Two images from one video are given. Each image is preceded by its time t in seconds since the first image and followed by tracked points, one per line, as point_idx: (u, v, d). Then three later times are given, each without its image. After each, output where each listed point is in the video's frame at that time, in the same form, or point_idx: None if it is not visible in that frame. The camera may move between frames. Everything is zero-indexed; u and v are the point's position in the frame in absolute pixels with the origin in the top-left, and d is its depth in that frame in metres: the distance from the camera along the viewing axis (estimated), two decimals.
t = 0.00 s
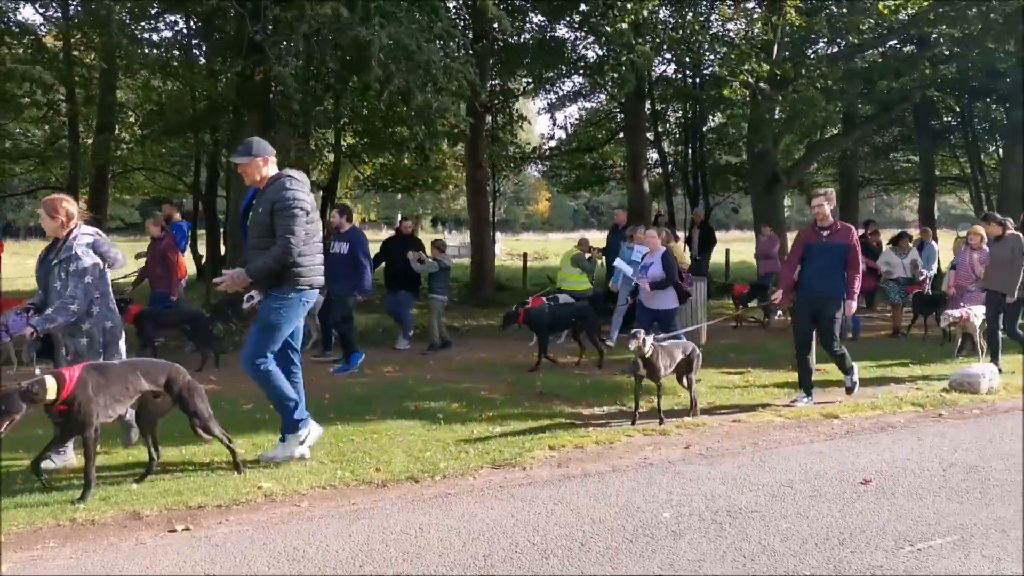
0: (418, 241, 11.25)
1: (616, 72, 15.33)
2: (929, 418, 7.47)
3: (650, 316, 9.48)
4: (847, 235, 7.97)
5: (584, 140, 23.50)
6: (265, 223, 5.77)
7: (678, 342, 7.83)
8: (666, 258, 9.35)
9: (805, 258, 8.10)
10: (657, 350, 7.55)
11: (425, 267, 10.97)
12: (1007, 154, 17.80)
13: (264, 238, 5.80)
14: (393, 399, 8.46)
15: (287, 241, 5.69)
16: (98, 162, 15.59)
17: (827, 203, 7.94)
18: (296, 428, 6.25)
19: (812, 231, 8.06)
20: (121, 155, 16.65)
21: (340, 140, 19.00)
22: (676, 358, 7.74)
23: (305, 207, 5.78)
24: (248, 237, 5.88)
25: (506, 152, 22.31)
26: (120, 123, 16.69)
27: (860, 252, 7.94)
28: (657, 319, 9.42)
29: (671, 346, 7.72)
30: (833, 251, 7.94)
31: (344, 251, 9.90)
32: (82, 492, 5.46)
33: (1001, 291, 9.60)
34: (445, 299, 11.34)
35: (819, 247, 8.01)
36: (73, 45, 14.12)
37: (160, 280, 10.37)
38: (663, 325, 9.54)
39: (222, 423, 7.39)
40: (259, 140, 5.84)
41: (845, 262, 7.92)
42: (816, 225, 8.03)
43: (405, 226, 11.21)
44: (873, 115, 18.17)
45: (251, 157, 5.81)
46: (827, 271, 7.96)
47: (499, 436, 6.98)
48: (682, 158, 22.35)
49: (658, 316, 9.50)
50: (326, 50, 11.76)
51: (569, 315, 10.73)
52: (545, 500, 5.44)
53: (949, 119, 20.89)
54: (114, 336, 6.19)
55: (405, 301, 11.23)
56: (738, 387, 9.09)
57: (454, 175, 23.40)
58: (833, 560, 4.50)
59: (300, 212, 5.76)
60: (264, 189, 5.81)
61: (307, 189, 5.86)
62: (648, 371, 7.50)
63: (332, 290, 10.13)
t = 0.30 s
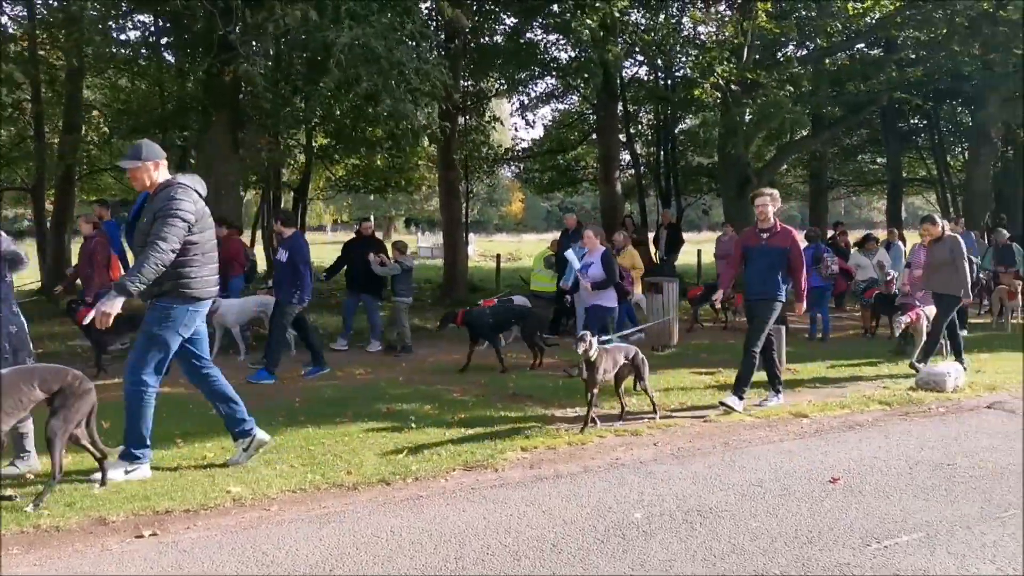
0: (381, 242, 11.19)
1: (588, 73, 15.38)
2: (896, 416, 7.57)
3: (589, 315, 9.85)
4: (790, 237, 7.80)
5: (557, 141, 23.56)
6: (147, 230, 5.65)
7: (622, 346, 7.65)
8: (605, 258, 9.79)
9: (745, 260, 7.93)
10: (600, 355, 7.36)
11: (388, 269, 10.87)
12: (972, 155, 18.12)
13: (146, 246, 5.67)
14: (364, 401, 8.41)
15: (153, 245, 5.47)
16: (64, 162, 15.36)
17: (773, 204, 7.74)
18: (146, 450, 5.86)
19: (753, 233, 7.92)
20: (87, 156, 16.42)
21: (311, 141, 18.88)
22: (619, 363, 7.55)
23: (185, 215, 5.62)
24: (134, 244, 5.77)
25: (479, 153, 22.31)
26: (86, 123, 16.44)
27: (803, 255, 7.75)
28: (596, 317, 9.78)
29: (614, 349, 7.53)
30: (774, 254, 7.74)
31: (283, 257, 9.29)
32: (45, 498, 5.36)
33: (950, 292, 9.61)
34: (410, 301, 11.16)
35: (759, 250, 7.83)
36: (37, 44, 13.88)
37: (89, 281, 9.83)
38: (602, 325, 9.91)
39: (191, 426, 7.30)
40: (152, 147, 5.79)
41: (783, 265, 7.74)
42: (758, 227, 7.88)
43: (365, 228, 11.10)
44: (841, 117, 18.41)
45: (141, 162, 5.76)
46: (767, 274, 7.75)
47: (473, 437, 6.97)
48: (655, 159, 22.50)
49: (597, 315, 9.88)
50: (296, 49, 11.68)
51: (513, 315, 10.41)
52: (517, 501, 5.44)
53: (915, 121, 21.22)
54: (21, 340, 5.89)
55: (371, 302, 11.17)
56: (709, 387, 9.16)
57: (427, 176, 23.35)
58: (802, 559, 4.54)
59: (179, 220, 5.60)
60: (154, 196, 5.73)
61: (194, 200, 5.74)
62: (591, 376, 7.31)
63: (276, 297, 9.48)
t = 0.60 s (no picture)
0: (339, 244, 11.07)
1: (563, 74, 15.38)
2: (867, 415, 7.65)
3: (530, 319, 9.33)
4: (735, 236, 7.53)
5: (533, 141, 23.58)
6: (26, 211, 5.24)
7: (572, 347, 7.53)
8: (546, 259, 9.22)
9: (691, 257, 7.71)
10: (551, 356, 7.19)
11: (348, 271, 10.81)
12: (942, 157, 18.37)
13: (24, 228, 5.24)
14: (337, 403, 8.36)
15: (25, 222, 5.02)
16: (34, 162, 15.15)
17: (721, 201, 7.50)
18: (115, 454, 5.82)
19: (699, 230, 7.68)
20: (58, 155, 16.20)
21: (286, 141, 18.75)
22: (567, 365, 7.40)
23: (65, 198, 5.23)
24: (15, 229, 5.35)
25: (455, 154, 22.28)
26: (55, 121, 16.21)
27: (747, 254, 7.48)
28: (537, 322, 9.27)
29: (564, 350, 7.41)
30: (717, 251, 7.52)
31: (228, 256, 9.30)
32: (12, 503, 5.27)
33: (891, 294, 9.71)
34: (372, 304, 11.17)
35: (704, 246, 7.61)
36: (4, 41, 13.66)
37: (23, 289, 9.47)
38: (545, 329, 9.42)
39: (163, 429, 7.21)
40: (42, 129, 5.50)
41: (728, 262, 7.48)
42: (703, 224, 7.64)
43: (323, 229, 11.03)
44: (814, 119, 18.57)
45: (30, 145, 5.45)
46: (708, 270, 7.50)
47: (450, 439, 6.94)
48: (631, 160, 22.58)
49: (539, 321, 9.37)
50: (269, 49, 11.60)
51: (458, 318, 10.37)
52: (492, 503, 5.43)
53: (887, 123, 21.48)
54: None
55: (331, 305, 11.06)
56: (683, 387, 9.21)
57: (404, 176, 23.28)
58: (774, 557, 4.57)
59: (58, 202, 5.20)
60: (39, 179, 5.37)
61: (78, 184, 5.35)
62: (541, 379, 7.14)
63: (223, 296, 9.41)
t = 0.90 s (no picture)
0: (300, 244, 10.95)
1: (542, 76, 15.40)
2: (844, 415, 7.71)
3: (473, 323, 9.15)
4: (683, 238, 7.36)
5: (513, 142, 23.59)
6: None
7: (520, 354, 7.16)
8: (486, 263, 9.02)
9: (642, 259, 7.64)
10: (496, 367, 6.82)
11: (310, 274, 10.72)
12: (917, 159, 18.56)
13: None
14: (315, 405, 8.30)
15: None
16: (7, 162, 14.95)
17: (669, 203, 7.30)
18: (53, 440, 5.66)
19: (649, 232, 7.56)
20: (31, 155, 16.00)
21: (264, 141, 18.63)
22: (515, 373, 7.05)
23: None
24: None
25: (435, 155, 22.24)
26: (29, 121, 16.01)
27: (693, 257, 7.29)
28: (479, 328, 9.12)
29: (512, 358, 7.06)
30: (665, 253, 7.41)
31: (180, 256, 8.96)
32: None
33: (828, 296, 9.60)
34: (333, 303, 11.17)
35: (653, 248, 7.51)
36: None
37: None
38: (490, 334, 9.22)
39: (138, 432, 7.13)
40: None
41: (675, 266, 7.37)
42: (654, 226, 7.53)
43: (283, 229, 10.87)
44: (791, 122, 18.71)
45: None
46: (654, 273, 7.44)
47: (429, 441, 6.93)
48: (610, 162, 22.64)
49: (482, 325, 9.16)
50: (246, 49, 11.52)
51: (407, 321, 10.18)
52: (471, 505, 5.42)
53: (863, 125, 21.67)
54: None
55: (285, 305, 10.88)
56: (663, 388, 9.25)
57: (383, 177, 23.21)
58: (751, 557, 4.60)
59: None
60: None
61: None
62: (487, 392, 6.77)
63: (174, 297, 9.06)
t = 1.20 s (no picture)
0: (261, 250, 10.75)
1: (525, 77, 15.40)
2: (822, 415, 7.76)
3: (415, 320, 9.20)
4: (627, 236, 7.02)
5: (495, 144, 23.59)
6: None
7: (465, 362, 6.70)
8: (430, 261, 9.04)
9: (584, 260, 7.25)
10: (436, 376, 6.29)
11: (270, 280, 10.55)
12: (895, 161, 18.74)
13: None
14: (295, 408, 8.25)
15: None
16: None
17: (609, 198, 6.94)
18: None
19: (590, 231, 7.19)
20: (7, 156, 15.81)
21: (244, 142, 18.53)
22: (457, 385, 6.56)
23: None
24: None
25: (417, 156, 22.20)
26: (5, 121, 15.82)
27: (641, 254, 6.98)
28: (422, 324, 9.17)
29: (456, 368, 6.57)
30: (609, 252, 7.06)
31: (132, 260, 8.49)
32: None
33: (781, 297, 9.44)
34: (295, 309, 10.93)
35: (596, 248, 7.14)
36: None
37: None
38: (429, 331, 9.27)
39: (115, 436, 7.07)
40: None
41: (621, 265, 7.03)
42: (595, 224, 7.15)
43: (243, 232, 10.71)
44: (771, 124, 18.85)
45: None
46: (600, 274, 7.05)
47: (409, 443, 6.91)
48: (592, 163, 22.69)
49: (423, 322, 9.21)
50: (225, 48, 11.44)
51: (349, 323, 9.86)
52: (451, 507, 5.41)
53: (842, 127, 21.85)
54: None
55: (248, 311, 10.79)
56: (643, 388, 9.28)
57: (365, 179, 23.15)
58: (730, 557, 4.62)
59: None
60: None
61: None
62: (426, 403, 6.24)
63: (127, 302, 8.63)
